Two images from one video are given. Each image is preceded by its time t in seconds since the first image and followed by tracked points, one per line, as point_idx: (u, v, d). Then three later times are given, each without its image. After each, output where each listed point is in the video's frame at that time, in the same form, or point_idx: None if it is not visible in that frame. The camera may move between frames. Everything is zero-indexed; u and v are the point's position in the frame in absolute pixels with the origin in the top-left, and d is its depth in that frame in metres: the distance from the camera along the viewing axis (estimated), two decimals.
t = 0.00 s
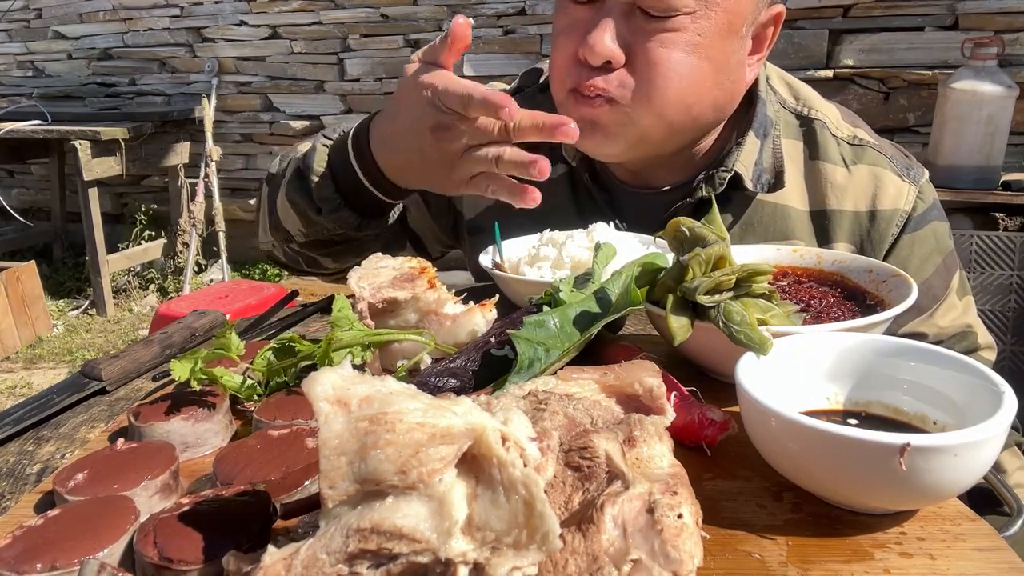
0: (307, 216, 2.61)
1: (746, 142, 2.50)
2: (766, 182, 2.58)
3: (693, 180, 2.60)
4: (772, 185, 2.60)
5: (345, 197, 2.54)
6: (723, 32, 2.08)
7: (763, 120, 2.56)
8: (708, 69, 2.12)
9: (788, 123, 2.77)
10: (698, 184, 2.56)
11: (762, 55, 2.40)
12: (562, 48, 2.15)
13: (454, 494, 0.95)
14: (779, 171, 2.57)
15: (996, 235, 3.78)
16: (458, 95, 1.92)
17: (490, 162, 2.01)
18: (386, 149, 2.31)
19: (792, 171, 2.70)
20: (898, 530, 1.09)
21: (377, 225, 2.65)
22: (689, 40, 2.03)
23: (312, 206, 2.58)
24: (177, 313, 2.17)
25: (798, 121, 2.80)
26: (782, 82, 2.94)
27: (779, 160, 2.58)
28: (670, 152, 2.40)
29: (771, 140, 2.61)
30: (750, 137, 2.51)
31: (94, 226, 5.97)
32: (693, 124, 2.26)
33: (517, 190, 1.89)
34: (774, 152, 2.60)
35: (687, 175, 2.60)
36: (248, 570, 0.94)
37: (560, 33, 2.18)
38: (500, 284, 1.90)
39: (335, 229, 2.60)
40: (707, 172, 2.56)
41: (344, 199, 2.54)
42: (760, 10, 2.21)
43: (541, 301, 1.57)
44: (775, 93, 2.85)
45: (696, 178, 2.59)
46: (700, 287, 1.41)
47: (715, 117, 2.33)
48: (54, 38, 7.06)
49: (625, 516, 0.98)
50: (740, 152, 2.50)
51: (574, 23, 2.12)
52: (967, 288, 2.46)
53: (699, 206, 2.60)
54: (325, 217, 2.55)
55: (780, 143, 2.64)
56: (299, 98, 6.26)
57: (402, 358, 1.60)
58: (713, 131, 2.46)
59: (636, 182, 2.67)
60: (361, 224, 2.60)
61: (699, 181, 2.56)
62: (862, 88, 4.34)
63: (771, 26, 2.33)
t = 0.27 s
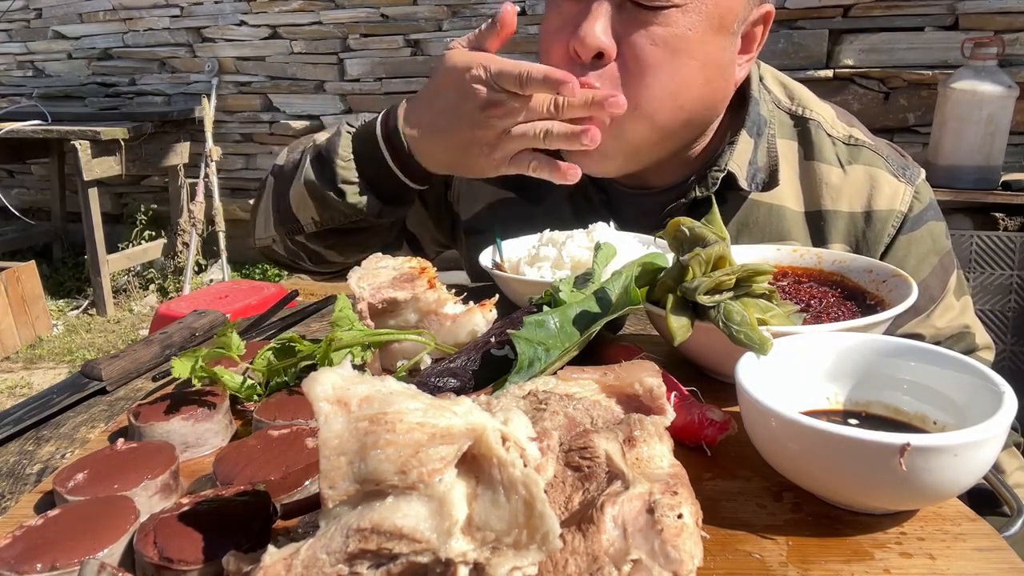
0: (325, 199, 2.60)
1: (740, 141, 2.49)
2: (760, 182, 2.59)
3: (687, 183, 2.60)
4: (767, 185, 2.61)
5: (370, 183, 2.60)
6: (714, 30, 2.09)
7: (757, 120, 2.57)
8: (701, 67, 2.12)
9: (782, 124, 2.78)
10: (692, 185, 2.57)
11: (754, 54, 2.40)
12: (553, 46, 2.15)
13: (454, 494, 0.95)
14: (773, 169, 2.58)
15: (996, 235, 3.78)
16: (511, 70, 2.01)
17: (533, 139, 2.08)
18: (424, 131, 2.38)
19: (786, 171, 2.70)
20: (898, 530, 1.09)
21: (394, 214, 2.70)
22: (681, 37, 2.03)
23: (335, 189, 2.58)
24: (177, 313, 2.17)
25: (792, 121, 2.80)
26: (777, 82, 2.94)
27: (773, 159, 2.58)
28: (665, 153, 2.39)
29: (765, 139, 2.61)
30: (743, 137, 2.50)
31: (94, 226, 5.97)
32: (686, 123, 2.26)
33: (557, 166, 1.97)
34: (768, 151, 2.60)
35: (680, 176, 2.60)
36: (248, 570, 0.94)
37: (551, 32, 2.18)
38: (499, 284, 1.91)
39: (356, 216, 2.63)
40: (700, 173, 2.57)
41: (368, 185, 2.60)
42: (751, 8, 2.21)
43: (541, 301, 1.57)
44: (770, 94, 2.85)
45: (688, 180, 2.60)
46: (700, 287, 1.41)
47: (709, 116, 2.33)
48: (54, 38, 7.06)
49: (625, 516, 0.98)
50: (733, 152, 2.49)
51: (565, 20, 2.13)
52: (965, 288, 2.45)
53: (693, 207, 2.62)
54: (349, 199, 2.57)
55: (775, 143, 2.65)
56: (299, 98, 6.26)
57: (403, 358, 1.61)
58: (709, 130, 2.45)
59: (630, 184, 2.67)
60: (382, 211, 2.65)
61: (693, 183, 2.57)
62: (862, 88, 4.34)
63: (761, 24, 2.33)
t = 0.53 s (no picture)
0: (289, 216, 2.64)
1: (734, 140, 2.50)
2: (757, 180, 2.59)
3: (684, 184, 2.59)
4: (763, 183, 2.60)
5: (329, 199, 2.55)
6: (712, 27, 2.10)
7: (754, 119, 2.57)
8: (699, 63, 2.12)
9: (780, 123, 2.78)
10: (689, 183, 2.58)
11: (752, 52, 2.40)
12: (551, 45, 2.15)
13: (454, 494, 0.95)
14: (769, 168, 2.57)
15: (996, 235, 3.78)
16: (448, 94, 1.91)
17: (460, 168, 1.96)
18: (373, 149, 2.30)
19: (784, 169, 2.70)
20: (898, 530, 1.09)
21: (359, 232, 2.64)
22: (678, 33, 2.04)
23: (294, 207, 2.61)
24: (177, 313, 2.17)
25: (790, 120, 2.81)
26: (774, 80, 2.93)
27: (770, 158, 2.59)
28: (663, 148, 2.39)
29: (762, 138, 2.61)
30: (739, 136, 2.51)
31: (94, 226, 5.97)
32: (685, 119, 2.26)
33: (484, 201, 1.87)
34: (765, 149, 2.61)
35: (678, 175, 2.60)
36: (249, 570, 0.94)
37: (549, 30, 2.19)
38: (499, 284, 1.90)
39: (317, 232, 2.61)
40: (698, 171, 2.57)
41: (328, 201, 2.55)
42: (748, 5, 2.22)
43: (541, 301, 1.57)
44: (767, 93, 2.85)
45: (686, 179, 2.60)
46: (700, 287, 1.41)
47: (708, 113, 2.33)
48: (54, 38, 7.06)
49: (625, 516, 0.97)
50: (729, 149, 2.50)
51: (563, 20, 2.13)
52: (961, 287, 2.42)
53: (691, 205, 2.62)
54: (305, 218, 2.58)
55: (772, 142, 2.65)
56: (299, 98, 6.26)
57: (403, 357, 1.61)
58: (708, 125, 2.44)
59: (627, 183, 2.66)
60: (343, 229, 2.60)
61: (689, 181, 2.58)
62: (862, 89, 4.34)
63: (758, 22, 2.34)
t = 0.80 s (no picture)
0: (298, 215, 2.62)
1: (734, 137, 2.49)
2: (755, 178, 2.58)
3: (683, 183, 2.61)
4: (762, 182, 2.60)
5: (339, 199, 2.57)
6: (711, 24, 2.10)
7: (752, 117, 2.57)
8: (698, 60, 2.12)
9: (779, 122, 2.78)
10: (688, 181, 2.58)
11: (750, 51, 2.41)
12: (551, 40, 2.14)
13: (453, 494, 0.95)
14: (768, 166, 2.57)
15: (996, 235, 3.78)
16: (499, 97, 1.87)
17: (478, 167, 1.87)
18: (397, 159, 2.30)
19: (783, 168, 2.70)
20: (898, 530, 1.09)
21: (369, 231, 2.66)
22: (678, 29, 2.03)
23: (305, 206, 2.58)
24: (177, 313, 2.17)
25: (789, 120, 2.81)
26: (773, 79, 2.93)
27: (769, 155, 2.58)
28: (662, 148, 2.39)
29: (761, 136, 2.61)
30: (737, 133, 2.50)
31: (94, 226, 5.96)
32: (684, 117, 2.26)
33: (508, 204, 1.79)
34: (764, 146, 2.60)
35: (677, 174, 2.61)
36: (249, 570, 0.94)
37: (548, 26, 2.18)
38: (499, 284, 1.90)
39: (325, 231, 2.62)
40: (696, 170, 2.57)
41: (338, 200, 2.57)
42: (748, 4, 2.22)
43: (541, 301, 1.57)
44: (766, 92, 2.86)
45: (685, 178, 2.60)
46: (700, 287, 1.41)
47: (706, 111, 2.33)
48: (54, 38, 7.06)
49: (625, 516, 0.97)
50: (728, 146, 2.49)
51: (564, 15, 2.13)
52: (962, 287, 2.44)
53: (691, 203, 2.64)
54: (315, 218, 2.58)
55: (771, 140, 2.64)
56: (299, 98, 6.26)
57: (403, 357, 1.61)
58: (707, 125, 2.44)
59: (627, 181, 2.68)
60: (354, 229, 2.62)
61: (688, 180, 2.59)
62: (862, 89, 4.35)
63: (758, 21, 2.34)
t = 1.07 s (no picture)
0: (309, 201, 2.61)
1: (733, 133, 2.49)
2: (754, 173, 2.60)
3: (682, 180, 2.61)
4: (761, 176, 2.62)
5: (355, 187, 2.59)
6: (712, 20, 2.10)
7: (752, 113, 2.57)
8: (700, 57, 2.12)
9: (778, 120, 2.78)
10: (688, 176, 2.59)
11: (750, 48, 2.41)
12: (552, 38, 2.14)
13: (453, 494, 0.95)
14: (767, 162, 2.59)
15: (996, 235, 3.78)
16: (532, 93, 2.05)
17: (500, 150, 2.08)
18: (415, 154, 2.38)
19: (782, 166, 2.71)
20: (898, 530, 1.09)
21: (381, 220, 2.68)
22: (680, 26, 2.04)
23: (318, 192, 2.57)
24: (177, 313, 2.17)
25: (788, 118, 2.81)
26: (773, 78, 2.93)
27: (767, 151, 2.59)
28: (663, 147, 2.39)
29: (760, 133, 2.61)
30: (735, 128, 2.50)
31: (94, 226, 5.96)
32: (686, 115, 2.26)
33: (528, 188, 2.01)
34: (763, 143, 2.60)
35: (677, 172, 2.61)
36: (248, 570, 0.94)
37: (549, 24, 2.18)
38: (499, 284, 1.90)
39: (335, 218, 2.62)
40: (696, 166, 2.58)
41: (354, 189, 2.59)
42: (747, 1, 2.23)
43: (541, 301, 1.57)
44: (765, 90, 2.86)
45: (685, 175, 2.61)
46: (700, 287, 1.41)
47: (708, 108, 2.33)
48: (54, 38, 7.06)
49: (625, 516, 0.97)
50: (728, 142, 2.49)
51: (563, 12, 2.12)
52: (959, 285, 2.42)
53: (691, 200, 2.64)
54: (328, 204, 2.57)
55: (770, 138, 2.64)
56: (299, 98, 6.26)
57: (403, 357, 1.61)
58: (708, 122, 2.45)
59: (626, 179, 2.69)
60: (365, 216, 2.63)
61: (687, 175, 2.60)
62: (862, 89, 4.35)
63: (758, 17, 2.34)
